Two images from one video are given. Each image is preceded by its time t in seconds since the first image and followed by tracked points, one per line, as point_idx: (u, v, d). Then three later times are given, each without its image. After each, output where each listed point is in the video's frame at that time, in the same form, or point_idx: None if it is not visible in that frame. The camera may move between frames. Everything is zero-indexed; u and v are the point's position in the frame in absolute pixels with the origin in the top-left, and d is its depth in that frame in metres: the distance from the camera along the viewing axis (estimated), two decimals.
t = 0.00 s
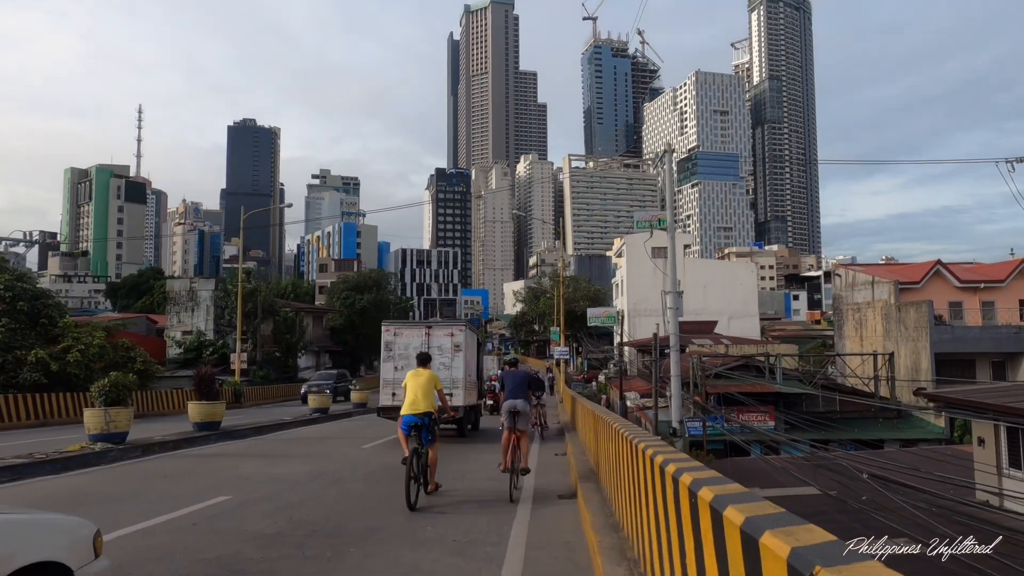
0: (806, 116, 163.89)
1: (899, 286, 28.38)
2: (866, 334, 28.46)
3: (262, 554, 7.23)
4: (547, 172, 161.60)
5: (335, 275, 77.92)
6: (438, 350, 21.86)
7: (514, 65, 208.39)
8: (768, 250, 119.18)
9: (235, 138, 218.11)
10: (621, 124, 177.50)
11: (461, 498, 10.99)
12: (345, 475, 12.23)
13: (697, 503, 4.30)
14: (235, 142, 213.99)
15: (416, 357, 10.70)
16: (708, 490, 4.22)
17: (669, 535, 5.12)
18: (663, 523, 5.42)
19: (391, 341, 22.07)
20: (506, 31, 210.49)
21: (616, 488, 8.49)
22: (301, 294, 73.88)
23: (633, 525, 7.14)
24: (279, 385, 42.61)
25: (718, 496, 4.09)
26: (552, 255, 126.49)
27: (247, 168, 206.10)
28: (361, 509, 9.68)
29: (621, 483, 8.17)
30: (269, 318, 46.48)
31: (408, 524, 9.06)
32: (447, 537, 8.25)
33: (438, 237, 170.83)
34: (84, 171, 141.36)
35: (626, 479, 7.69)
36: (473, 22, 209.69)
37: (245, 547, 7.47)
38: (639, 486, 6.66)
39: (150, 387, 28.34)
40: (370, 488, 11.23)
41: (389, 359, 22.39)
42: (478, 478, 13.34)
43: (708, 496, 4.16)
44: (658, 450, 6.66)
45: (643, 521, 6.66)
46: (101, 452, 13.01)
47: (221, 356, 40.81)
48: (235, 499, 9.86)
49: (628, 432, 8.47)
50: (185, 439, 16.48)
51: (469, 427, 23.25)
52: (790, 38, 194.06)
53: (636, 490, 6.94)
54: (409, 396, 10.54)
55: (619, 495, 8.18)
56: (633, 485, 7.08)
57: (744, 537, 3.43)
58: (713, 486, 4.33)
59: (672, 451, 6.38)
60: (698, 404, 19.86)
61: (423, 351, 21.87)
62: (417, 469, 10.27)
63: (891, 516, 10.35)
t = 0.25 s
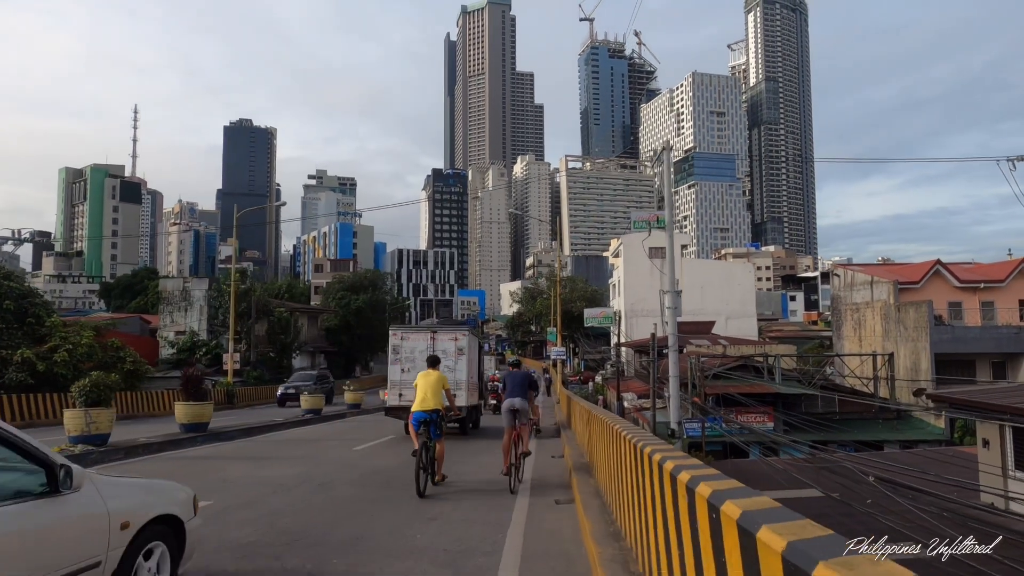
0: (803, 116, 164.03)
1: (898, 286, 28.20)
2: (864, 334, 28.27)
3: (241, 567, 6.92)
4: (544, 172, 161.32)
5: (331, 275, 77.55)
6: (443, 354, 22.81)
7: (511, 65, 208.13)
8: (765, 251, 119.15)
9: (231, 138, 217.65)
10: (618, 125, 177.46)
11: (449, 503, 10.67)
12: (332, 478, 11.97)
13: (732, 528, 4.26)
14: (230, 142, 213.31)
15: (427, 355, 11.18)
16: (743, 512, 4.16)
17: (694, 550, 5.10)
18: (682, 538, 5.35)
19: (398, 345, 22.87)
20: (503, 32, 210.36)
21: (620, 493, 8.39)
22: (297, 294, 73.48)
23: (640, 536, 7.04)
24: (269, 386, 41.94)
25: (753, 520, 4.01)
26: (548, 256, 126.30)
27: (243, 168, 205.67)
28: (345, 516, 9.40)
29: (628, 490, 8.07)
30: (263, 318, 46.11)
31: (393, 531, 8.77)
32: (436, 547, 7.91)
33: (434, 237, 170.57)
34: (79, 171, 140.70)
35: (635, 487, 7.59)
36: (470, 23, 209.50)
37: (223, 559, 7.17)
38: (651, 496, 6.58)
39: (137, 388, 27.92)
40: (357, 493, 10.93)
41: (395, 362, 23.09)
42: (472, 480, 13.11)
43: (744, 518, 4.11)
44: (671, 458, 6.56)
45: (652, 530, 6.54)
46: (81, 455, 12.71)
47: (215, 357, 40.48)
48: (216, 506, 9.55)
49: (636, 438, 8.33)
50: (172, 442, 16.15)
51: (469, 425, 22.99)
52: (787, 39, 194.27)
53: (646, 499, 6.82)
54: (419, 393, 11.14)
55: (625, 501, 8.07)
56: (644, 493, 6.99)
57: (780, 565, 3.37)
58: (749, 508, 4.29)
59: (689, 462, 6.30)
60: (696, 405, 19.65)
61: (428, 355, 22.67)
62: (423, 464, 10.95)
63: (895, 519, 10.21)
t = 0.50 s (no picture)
0: (800, 117, 164.15)
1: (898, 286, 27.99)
2: (864, 334, 28.07)
3: None
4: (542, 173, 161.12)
5: (327, 275, 77.29)
6: (448, 356, 23.42)
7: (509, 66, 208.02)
8: (763, 252, 119.15)
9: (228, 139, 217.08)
10: (615, 125, 177.44)
11: (438, 511, 10.29)
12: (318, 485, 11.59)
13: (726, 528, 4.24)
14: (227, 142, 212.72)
15: (433, 359, 12.15)
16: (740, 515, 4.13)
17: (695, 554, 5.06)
18: (690, 550, 5.08)
19: (404, 347, 23.32)
20: (500, 33, 210.26)
21: (620, 498, 8.27)
22: (293, 295, 73.14)
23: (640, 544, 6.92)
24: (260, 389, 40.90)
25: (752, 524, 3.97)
26: (546, 257, 126.20)
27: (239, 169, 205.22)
28: (326, 524, 8.98)
29: (627, 495, 7.96)
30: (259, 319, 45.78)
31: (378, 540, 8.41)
32: (423, 558, 7.57)
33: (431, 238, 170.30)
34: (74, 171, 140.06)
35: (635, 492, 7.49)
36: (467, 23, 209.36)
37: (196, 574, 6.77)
38: (653, 502, 6.48)
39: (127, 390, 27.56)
40: (343, 499, 10.59)
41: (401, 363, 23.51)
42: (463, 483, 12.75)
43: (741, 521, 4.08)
44: (671, 462, 6.48)
45: (653, 538, 6.43)
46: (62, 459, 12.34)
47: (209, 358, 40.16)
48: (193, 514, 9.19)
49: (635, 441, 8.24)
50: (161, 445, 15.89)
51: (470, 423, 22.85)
52: (783, 40, 194.58)
53: (647, 505, 6.73)
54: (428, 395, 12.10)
55: (625, 507, 7.96)
56: (644, 499, 6.90)
57: None
58: (747, 510, 4.26)
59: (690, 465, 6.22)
60: (695, 406, 19.39)
61: (431, 357, 23.15)
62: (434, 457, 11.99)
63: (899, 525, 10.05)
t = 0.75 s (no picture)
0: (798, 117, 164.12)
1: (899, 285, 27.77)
2: (864, 334, 27.85)
3: None
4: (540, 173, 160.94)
5: (324, 275, 76.99)
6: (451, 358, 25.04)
7: (507, 66, 207.77)
8: (761, 252, 119.12)
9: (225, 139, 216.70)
10: (613, 126, 177.37)
11: (428, 515, 10.01)
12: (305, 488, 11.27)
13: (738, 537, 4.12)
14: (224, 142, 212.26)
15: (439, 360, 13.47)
16: (753, 523, 4.02)
17: (697, 557, 4.94)
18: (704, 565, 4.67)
19: (408, 350, 24.78)
20: (498, 33, 210.07)
21: (619, 499, 8.11)
22: (290, 295, 72.81)
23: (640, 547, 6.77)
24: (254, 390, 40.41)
25: (767, 532, 3.85)
26: (544, 257, 126.04)
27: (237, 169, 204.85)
28: (310, 532, 8.64)
29: (626, 496, 7.81)
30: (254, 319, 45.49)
31: (363, 547, 8.09)
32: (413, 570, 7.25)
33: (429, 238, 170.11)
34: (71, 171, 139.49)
35: (636, 493, 7.34)
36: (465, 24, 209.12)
37: None
38: (654, 504, 6.31)
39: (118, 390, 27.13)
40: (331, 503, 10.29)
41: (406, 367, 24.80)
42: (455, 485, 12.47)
43: (750, 528, 3.98)
44: (671, 462, 6.33)
45: (655, 543, 6.22)
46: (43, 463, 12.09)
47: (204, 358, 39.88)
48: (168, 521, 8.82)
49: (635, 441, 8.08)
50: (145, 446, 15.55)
51: (473, 422, 23.55)
52: (782, 40, 194.38)
53: (647, 507, 6.50)
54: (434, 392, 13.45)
55: (623, 508, 7.80)
56: (644, 499, 6.75)
57: None
58: (758, 517, 4.15)
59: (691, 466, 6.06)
60: (695, 406, 19.15)
61: (435, 358, 24.72)
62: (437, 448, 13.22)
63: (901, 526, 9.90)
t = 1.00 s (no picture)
0: (796, 117, 163.98)
1: (900, 284, 27.52)
2: (866, 333, 27.63)
3: None
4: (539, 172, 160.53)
5: (322, 275, 76.60)
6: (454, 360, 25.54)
7: (506, 65, 207.41)
8: (760, 251, 118.94)
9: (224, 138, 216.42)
10: (612, 125, 177.16)
11: (416, 522, 9.67)
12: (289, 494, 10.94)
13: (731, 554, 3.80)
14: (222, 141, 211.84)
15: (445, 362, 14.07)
16: (747, 539, 3.70)
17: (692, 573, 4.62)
18: None
19: (413, 352, 25.15)
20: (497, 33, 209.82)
21: (615, 506, 7.82)
22: (287, 295, 72.40)
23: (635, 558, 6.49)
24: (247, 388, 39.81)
25: (762, 548, 3.52)
26: (543, 257, 125.85)
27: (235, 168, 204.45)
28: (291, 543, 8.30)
29: (621, 502, 7.54)
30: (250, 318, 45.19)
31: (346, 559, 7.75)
32: None
33: (428, 237, 169.80)
34: (69, 170, 139.06)
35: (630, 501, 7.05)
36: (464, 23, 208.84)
37: None
38: (650, 514, 6.02)
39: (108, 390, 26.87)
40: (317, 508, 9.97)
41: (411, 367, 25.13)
42: (447, 488, 12.16)
43: (747, 546, 3.66)
44: (669, 471, 6.03)
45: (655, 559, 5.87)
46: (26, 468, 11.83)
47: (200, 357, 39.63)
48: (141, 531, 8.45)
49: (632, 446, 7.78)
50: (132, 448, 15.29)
51: (476, 421, 23.62)
52: (781, 40, 194.25)
53: (648, 522, 6.13)
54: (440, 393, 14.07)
55: (619, 514, 7.52)
56: (639, 508, 6.48)
57: None
58: (754, 533, 3.80)
59: (689, 475, 5.76)
60: (694, 407, 18.90)
61: (441, 360, 25.14)
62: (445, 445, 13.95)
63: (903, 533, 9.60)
